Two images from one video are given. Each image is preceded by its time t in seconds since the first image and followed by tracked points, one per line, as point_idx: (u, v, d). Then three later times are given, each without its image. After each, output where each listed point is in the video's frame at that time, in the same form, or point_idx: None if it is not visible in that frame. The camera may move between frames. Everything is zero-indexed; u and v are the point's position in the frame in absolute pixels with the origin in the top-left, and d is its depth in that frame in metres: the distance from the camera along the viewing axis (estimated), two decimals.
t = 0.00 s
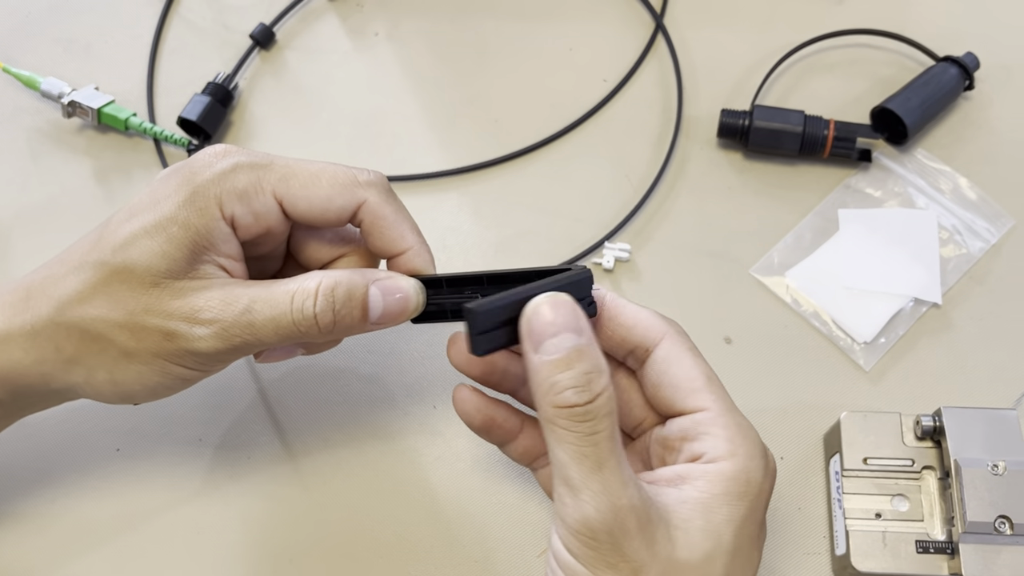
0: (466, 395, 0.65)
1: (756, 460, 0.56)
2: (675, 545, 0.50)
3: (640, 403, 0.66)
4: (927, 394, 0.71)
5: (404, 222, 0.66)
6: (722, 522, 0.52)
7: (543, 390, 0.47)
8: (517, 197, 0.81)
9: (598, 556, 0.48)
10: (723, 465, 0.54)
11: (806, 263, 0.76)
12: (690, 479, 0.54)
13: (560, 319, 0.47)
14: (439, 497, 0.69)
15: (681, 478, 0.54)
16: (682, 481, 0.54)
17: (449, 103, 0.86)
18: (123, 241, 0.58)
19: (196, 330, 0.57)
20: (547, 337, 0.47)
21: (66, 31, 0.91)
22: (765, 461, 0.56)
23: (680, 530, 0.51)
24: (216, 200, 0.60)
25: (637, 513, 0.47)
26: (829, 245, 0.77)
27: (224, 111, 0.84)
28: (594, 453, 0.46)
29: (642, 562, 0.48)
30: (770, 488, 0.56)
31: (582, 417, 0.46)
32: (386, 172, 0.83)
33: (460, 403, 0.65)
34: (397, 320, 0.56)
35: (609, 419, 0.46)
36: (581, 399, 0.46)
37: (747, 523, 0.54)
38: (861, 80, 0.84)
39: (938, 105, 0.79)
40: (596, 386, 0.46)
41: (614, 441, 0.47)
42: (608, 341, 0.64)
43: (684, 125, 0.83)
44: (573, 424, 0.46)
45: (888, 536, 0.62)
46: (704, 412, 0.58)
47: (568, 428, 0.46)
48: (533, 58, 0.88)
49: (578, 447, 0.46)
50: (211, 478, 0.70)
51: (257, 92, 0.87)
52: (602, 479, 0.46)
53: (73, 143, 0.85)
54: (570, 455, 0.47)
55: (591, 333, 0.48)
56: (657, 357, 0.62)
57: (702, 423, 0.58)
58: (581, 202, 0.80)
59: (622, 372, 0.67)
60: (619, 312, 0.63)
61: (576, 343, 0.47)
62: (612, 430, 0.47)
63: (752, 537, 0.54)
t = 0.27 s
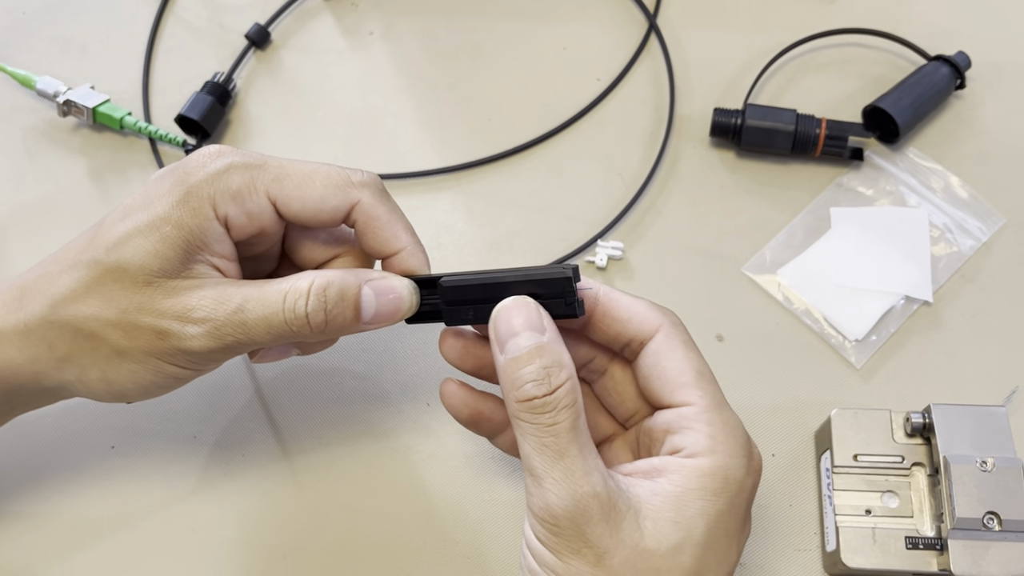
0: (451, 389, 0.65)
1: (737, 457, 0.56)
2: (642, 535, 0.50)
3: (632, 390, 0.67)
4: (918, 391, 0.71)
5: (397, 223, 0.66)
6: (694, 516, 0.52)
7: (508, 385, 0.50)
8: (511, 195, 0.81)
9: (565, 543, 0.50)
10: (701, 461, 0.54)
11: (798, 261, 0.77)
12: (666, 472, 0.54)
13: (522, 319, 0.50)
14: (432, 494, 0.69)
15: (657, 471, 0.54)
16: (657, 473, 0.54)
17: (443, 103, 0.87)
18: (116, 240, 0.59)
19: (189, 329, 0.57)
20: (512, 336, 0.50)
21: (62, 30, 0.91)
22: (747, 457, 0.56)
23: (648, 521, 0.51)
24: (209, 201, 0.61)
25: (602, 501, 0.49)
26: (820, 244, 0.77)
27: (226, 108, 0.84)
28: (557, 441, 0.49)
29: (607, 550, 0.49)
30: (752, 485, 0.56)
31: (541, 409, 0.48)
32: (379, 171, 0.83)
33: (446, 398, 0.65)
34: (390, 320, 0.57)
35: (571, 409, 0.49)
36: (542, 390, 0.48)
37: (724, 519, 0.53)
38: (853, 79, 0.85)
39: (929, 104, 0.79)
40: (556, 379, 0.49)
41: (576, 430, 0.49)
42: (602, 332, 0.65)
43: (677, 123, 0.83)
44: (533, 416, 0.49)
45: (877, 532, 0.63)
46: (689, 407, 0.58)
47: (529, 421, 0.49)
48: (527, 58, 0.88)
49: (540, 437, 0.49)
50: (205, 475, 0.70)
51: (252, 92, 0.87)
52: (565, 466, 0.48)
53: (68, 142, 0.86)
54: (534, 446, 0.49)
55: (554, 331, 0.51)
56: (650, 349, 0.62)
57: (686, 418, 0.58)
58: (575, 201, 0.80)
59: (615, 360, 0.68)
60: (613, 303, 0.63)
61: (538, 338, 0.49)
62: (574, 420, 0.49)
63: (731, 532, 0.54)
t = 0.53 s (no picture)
0: (418, 392, 0.65)
1: (697, 441, 0.56)
2: (607, 523, 0.50)
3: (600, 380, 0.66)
4: (912, 389, 0.71)
5: (391, 226, 0.66)
6: (657, 502, 0.52)
7: (473, 377, 0.50)
8: (505, 194, 0.81)
9: (531, 534, 0.50)
10: (661, 446, 0.54)
11: (792, 259, 0.77)
12: (628, 460, 0.54)
13: (486, 313, 0.51)
14: (427, 493, 0.69)
15: (619, 459, 0.54)
16: (620, 462, 0.54)
17: (438, 101, 0.86)
18: (109, 240, 0.59)
19: (180, 330, 0.57)
20: (476, 330, 0.50)
21: (56, 28, 0.91)
22: (707, 442, 0.56)
23: (612, 508, 0.51)
24: (203, 200, 0.60)
25: (566, 489, 0.49)
26: (815, 241, 0.77)
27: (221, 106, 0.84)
28: (522, 431, 0.49)
29: (573, 539, 0.49)
30: (711, 469, 0.56)
31: (505, 399, 0.49)
32: (374, 169, 0.83)
33: (416, 400, 0.66)
34: (384, 325, 0.57)
35: (535, 400, 0.49)
36: (505, 380, 0.49)
37: (687, 502, 0.53)
38: (848, 77, 0.85)
39: (924, 101, 0.79)
40: (522, 370, 0.49)
41: (537, 419, 0.49)
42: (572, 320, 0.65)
43: (671, 121, 0.83)
44: (498, 407, 0.49)
45: (871, 530, 0.63)
46: (650, 392, 0.58)
47: (494, 412, 0.49)
48: (522, 56, 0.88)
49: (505, 428, 0.49)
50: (199, 473, 0.70)
51: (246, 89, 0.87)
52: (529, 456, 0.49)
53: (62, 140, 0.85)
54: (499, 437, 0.49)
55: (519, 325, 0.51)
56: (613, 335, 0.62)
57: (646, 403, 0.58)
58: (570, 199, 0.80)
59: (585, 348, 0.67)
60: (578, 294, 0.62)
61: (503, 331, 0.50)
62: (539, 410, 0.49)
63: (694, 516, 0.53)
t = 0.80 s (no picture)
0: (439, 382, 0.65)
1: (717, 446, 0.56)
2: (622, 523, 0.50)
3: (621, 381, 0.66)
4: (912, 386, 0.71)
5: (376, 219, 0.66)
6: (673, 505, 0.52)
7: (495, 369, 0.50)
8: (506, 191, 0.81)
9: (545, 528, 0.50)
10: (681, 450, 0.54)
11: (792, 256, 0.77)
12: (646, 461, 0.54)
13: (514, 305, 0.50)
14: (428, 490, 0.69)
15: (637, 460, 0.54)
16: (638, 463, 0.54)
17: (438, 98, 0.86)
18: (99, 223, 0.59)
19: (166, 320, 0.57)
20: (503, 322, 0.50)
21: (56, 25, 0.91)
22: (727, 446, 0.56)
23: (628, 510, 0.51)
24: (194, 183, 0.61)
25: (584, 488, 0.49)
26: (815, 238, 0.77)
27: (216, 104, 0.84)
28: (542, 426, 0.49)
29: (587, 537, 0.49)
30: (730, 474, 0.56)
31: (528, 393, 0.49)
32: (374, 166, 0.83)
33: (436, 390, 0.65)
34: (370, 323, 0.59)
35: (557, 396, 0.49)
36: (528, 374, 0.49)
37: (703, 507, 0.53)
38: (848, 74, 0.85)
39: (924, 99, 0.79)
40: (545, 364, 0.49)
41: (559, 416, 0.49)
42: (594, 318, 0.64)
43: (671, 118, 0.83)
44: (519, 400, 0.49)
45: (871, 526, 0.63)
46: (672, 395, 0.58)
47: (515, 405, 0.49)
48: (522, 53, 0.88)
49: (525, 421, 0.49)
50: (198, 469, 0.70)
51: (246, 87, 0.87)
52: (548, 452, 0.49)
53: (62, 137, 0.85)
54: (519, 430, 0.50)
55: (545, 319, 0.51)
56: (636, 336, 0.61)
57: (667, 406, 0.57)
58: (570, 196, 0.80)
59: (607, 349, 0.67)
60: (604, 291, 0.62)
61: (530, 324, 0.50)
62: (560, 406, 0.49)
63: (709, 521, 0.54)
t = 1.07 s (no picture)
0: (438, 383, 0.65)
1: (716, 445, 0.56)
2: (620, 522, 0.50)
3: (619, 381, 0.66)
4: (910, 385, 0.71)
5: (377, 223, 0.66)
6: (672, 504, 0.52)
7: (493, 368, 0.50)
8: (504, 190, 0.81)
9: (543, 528, 0.50)
10: (680, 449, 0.54)
11: (791, 255, 0.77)
12: (645, 460, 0.54)
13: (513, 305, 0.50)
14: (426, 488, 0.69)
15: (636, 459, 0.54)
16: (637, 462, 0.54)
17: (437, 98, 0.87)
18: (101, 225, 0.59)
19: (168, 321, 0.57)
20: (502, 321, 0.50)
21: (56, 25, 0.91)
22: (726, 445, 0.56)
23: (626, 509, 0.51)
24: (194, 186, 0.61)
25: (582, 488, 0.49)
26: (813, 237, 0.78)
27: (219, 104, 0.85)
28: (541, 426, 0.49)
29: (585, 536, 0.49)
30: (729, 473, 0.56)
31: (526, 392, 0.49)
32: (373, 166, 0.83)
33: (435, 391, 0.65)
34: (372, 324, 0.59)
35: (555, 395, 0.49)
36: (526, 373, 0.49)
37: (702, 506, 0.53)
38: (846, 74, 0.85)
39: (922, 98, 0.79)
40: (544, 364, 0.49)
41: (557, 416, 0.49)
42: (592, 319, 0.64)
43: (670, 118, 0.83)
44: (518, 400, 0.49)
45: (868, 525, 0.63)
46: (671, 393, 0.58)
47: (513, 405, 0.49)
48: (521, 53, 0.88)
49: (524, 420, 0.49)
50: (197, 467, 0.70)
51: (246, 86, 0.87)
52: (547, 451, 0.49)
53: (62, 136, 0.86)
54: (517, 429, 0.50)
55: (544, 319, 0.51)
56: (635, 335, 0.62)
57: (665, 405, 0.58)
58: (568, 195, 0.80)
59: (606, 348, 0.67)
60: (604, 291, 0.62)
61: (529, 324, 0.50)
62: (559, 406, 0.49)
63: (708, 520, 0.54)
